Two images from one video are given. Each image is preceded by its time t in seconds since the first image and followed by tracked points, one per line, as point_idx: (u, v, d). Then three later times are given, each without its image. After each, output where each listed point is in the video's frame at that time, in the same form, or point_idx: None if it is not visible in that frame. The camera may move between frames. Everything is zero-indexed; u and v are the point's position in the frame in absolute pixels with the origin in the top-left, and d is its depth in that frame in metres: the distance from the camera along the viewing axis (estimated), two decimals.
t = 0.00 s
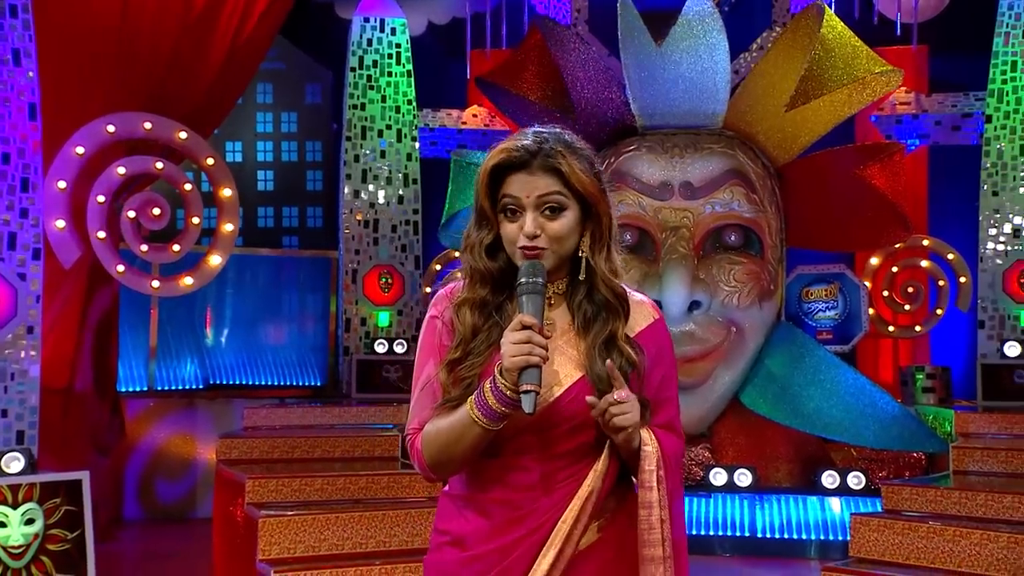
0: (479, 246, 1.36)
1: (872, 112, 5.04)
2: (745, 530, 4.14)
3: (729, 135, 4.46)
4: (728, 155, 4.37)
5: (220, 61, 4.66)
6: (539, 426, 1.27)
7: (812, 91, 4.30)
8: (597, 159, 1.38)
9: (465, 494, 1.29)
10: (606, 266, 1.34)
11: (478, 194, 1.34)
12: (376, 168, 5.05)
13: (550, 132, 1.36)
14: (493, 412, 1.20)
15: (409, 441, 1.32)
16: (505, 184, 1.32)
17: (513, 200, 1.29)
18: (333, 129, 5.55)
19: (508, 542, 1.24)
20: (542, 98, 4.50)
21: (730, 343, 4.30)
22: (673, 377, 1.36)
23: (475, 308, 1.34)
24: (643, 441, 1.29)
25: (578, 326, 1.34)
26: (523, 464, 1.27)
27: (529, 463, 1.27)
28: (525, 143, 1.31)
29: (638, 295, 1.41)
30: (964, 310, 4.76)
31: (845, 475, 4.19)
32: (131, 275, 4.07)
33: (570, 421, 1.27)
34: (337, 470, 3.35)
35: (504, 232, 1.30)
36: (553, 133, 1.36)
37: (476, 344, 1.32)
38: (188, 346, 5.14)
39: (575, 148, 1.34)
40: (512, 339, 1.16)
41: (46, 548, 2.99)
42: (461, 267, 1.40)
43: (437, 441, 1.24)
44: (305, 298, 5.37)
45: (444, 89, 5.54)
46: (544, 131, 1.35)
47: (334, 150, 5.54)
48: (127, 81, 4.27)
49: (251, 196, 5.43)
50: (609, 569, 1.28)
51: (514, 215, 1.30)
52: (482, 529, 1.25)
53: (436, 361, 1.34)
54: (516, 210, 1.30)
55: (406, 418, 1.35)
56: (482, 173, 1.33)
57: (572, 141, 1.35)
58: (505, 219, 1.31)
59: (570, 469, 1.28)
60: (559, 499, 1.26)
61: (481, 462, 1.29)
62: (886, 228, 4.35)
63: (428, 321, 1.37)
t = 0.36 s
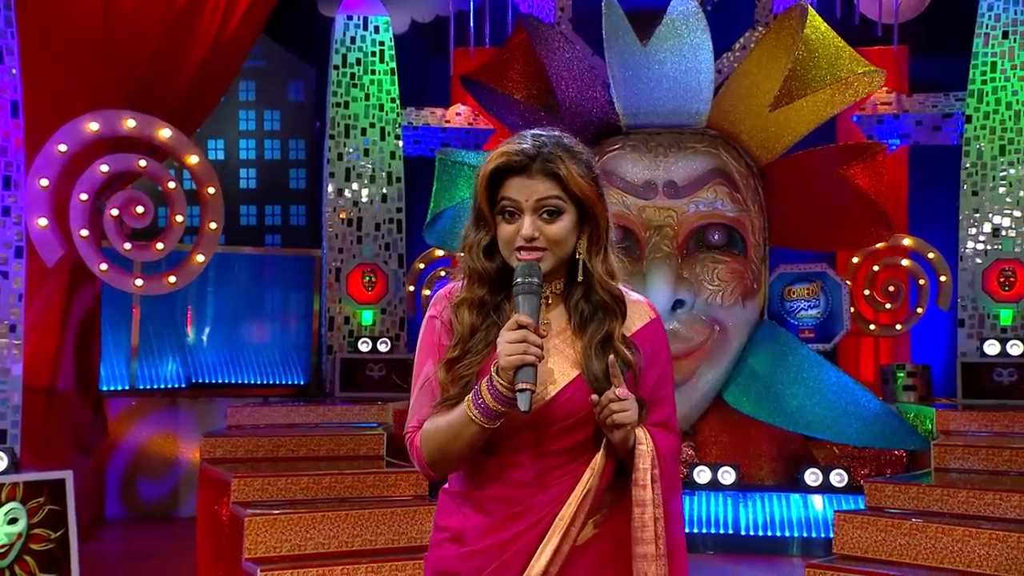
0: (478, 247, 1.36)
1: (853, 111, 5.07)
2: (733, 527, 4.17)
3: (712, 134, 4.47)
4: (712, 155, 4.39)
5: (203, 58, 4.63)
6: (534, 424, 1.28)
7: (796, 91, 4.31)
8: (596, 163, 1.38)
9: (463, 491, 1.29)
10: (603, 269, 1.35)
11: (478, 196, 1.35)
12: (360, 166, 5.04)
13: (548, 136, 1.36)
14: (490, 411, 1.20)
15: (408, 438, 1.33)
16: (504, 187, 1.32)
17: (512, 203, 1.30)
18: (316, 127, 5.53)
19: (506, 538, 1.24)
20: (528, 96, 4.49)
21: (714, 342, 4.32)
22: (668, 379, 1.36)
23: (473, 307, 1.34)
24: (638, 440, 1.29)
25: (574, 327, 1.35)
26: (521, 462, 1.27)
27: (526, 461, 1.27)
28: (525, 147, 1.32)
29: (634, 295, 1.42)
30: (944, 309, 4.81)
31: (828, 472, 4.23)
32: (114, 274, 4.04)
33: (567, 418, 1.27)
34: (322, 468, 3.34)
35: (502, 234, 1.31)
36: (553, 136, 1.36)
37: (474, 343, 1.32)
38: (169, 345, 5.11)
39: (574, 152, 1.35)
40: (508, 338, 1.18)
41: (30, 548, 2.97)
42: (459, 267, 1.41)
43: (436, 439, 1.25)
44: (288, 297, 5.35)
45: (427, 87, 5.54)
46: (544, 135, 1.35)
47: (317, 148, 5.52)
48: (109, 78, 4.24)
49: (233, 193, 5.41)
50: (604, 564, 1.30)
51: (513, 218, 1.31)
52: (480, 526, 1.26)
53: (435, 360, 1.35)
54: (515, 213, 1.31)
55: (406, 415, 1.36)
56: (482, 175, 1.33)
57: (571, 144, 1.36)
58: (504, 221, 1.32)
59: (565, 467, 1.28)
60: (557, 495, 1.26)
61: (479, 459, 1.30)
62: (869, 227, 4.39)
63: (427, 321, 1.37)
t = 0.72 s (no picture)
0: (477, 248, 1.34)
1: (837, 110, 5.09)
2: (718, 527, 4.16)
3: (698, 132, 4.44)
4: (697, 153, 4.36)
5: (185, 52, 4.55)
6: (533, 425, 1.26)
7: (783, 89, 4.30)
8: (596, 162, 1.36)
9: (463, 492, 1.28)
10: (602, 270, 1.33)
11: (478, 196, 1.32)
12: (342, 163, 4.99)
13: (549, 136, 1.34)
14: (490, 413, 1.19)
15: (407, 439, 1.31)
16: (505, 188, 1.29)
17: (512, 204, 1.27)
18: (297, 124, 5.48)
19: (506, 541, 1.23)
20: (512, 94, 4.46)
21: (699, 341, 4.29)
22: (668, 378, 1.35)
23: (472, 309, 1.33)
24: (632, 445, 1.28)
25: (573, 327, 1.33)
26: (519, 463, 1.26)
27: (525, 461, 1.26)
28: (526, 148, 1.29)
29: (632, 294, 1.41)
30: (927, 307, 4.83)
31: (814, 472, 4.27)
32: (93, 272, 3.97)
33: (565, 418, 1.26)
34: (306, 469, 3.29)
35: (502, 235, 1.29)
36: (553, 136, 1.34)
37: (474, 344, 1.31)
38: (148, 345, 5.04)
39: (575, 153, 1.32)
40: (507, 340, 1.17)
41: (8, 549, 2.91)
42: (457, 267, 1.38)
43: (436, 440, 1.24)
44: (268, 295, 5.29)
45: (409, 84, 5.50)
46: (544, 136, 1.33)
47: (298, 145, 5.46)
48: (86, 73, 4.17)
49: (213, 191, 5.33)
50: (607, 564, 1.28)
51: (513, 219, 1.29)
52: (479, 527, 1.25)
53: (435, 361, 1.33)
54: (515, 214, 1.28)
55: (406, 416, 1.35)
56: (482, 176, 1.31)
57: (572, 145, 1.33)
58: (503, 221, 1.29)
59: (565, 468, 1.26)
60: (558, 496, 1.25)
61: (479, 459, 1.28)
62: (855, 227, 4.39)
63: (426, 321, 1.36)
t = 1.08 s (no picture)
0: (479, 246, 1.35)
1: (822, 107, 5.07)
2: (701, 527, 4.07)
3: (682, 130, 4.40)
4: (683, 150, 4.32)
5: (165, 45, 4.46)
6: (534, 420, 1.28)
7: (769, 88, 4.26)
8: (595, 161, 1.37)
9: (461, 490, 1.32)
10: (603, 267, 1.33)
11: (481, 195, 1.33)
12: (324, 160, 4.91)
13: (550, 135, 1.34)
14: (490, 408, 1.21)
15: (406, 435, 1.34)
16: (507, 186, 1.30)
17: (514, 202, 1.28)
18: (277, 120, 5.40)
19: (494, 536, 1.27)
20: (498, 91, 4.41)
21: (684, 341, 4.25)
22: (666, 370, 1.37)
23: (473, 306, 1.34)
24: (629, 413, 1.28)
25: (572, 323, 1.34)
26: (518, 459, 1.28)
27: (523, 456, 1.28)
28: (528, 146, 1.30)
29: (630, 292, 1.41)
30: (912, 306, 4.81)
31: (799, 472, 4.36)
32: (71, 270, 3.88)
33: (566, 414, 1.28)
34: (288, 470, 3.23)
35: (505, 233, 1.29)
36: (554, 135, 1.34)
37: (474, 341, 1.32)
38: (125, 344, 4.94)
39: (576, 152, 1.33)
40: (510, 338, 1.17)
41: None
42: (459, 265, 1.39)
43: (435, 437, 1.26)
44: (248, 293, 5.23)
45: (391, 80, 5.43)
46: (545, 135, 1.34)
47: (279, 141, 5.38)
48: (65, 68, 4.08)
49: (191, 188, 5.24)
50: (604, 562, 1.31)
51: (515, 217, 1.29)
52: (475, 524, 1.28)
53: (435, 357, 1.35)
54: (516, 212, 1.29)
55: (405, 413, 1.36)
56: (484, 175, 1.31)
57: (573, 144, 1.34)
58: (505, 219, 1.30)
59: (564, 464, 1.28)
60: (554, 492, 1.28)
61: (479, 456, 1.31)
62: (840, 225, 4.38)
63: (427, 318, 1.38)
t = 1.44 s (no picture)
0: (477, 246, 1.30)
1: (807, 105, 5.05)
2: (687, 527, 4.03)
3: (668, 127, 4.36)
4: (667, 148, 4.28)
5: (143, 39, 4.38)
6: (530, 419, 1.24)
7: (755, 86, 4.24)
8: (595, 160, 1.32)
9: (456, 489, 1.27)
10: (602, 267, 1.28)
11: (479, 194, 1.28)
12: (304, 158, 4.84)
13: (549, 134, 1.30)
14: (486, 407, 1.17)
15: (403, 432, 1.28)
16: (505, 185, 1.26)
17: (511, 201, 1.23)
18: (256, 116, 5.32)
19: (495, 542, 1.21)
20: (482, 87, 4.36)
21: (668, 340, 4.22)
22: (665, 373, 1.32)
23: (470, 305, 1.29)
24: (618, 440, 1.25)
25: (571, 324, 1.29)
26: (512, 460, 1.24)
27: (519, 457, 1.24)
28: (525, 144, 1.25)
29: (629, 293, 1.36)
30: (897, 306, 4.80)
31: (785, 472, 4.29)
32: (48, 269, 3.80)
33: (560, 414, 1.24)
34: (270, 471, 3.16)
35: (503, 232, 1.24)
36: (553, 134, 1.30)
37: (471, 339, 1.27)
38: (102, 343, 4.85)
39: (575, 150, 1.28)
40: (507, 336, 1.13)
41: None
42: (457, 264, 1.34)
43: (431, 435, 1.21)
44: (226, 292, 5.15)
45: (372, 76, 5.36)
46: (544, 133, 1.29)
47: (258, 138, 5.30)
48: (40, 62, 4.00)
49: (169, 185, 5.14)
50: (600, 565, 1.27)
51: (513, 215, 1.24)
52: (471, 527, 1.23)
53: (432, 355, 1.30)
54: (514, 211, 1.24)
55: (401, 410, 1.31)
56: (482, 175, 1.27)
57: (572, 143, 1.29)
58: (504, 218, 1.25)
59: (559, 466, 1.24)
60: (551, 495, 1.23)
61: (474, 457, 1.26)
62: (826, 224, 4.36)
63: (425, 316, 1.33)
